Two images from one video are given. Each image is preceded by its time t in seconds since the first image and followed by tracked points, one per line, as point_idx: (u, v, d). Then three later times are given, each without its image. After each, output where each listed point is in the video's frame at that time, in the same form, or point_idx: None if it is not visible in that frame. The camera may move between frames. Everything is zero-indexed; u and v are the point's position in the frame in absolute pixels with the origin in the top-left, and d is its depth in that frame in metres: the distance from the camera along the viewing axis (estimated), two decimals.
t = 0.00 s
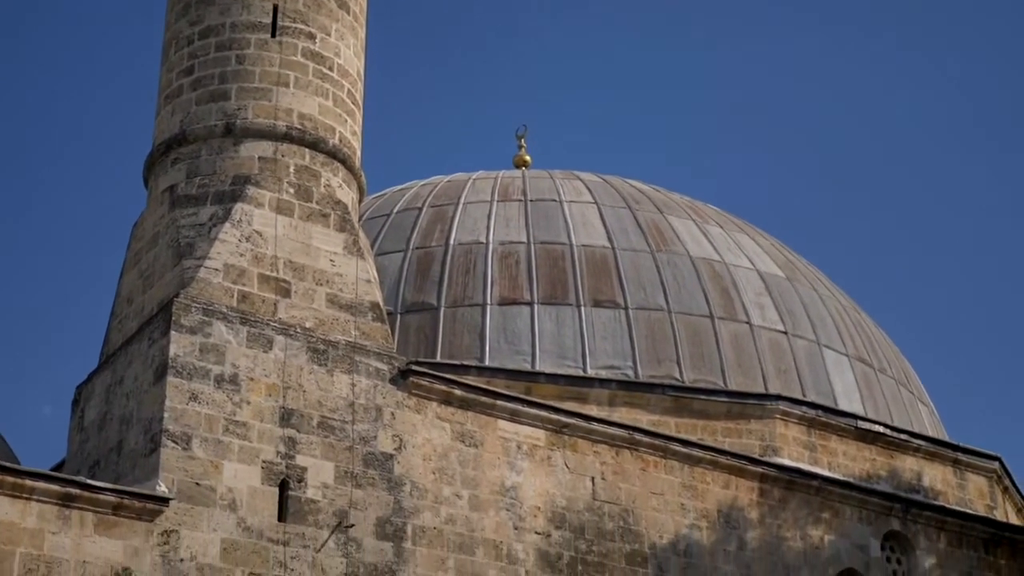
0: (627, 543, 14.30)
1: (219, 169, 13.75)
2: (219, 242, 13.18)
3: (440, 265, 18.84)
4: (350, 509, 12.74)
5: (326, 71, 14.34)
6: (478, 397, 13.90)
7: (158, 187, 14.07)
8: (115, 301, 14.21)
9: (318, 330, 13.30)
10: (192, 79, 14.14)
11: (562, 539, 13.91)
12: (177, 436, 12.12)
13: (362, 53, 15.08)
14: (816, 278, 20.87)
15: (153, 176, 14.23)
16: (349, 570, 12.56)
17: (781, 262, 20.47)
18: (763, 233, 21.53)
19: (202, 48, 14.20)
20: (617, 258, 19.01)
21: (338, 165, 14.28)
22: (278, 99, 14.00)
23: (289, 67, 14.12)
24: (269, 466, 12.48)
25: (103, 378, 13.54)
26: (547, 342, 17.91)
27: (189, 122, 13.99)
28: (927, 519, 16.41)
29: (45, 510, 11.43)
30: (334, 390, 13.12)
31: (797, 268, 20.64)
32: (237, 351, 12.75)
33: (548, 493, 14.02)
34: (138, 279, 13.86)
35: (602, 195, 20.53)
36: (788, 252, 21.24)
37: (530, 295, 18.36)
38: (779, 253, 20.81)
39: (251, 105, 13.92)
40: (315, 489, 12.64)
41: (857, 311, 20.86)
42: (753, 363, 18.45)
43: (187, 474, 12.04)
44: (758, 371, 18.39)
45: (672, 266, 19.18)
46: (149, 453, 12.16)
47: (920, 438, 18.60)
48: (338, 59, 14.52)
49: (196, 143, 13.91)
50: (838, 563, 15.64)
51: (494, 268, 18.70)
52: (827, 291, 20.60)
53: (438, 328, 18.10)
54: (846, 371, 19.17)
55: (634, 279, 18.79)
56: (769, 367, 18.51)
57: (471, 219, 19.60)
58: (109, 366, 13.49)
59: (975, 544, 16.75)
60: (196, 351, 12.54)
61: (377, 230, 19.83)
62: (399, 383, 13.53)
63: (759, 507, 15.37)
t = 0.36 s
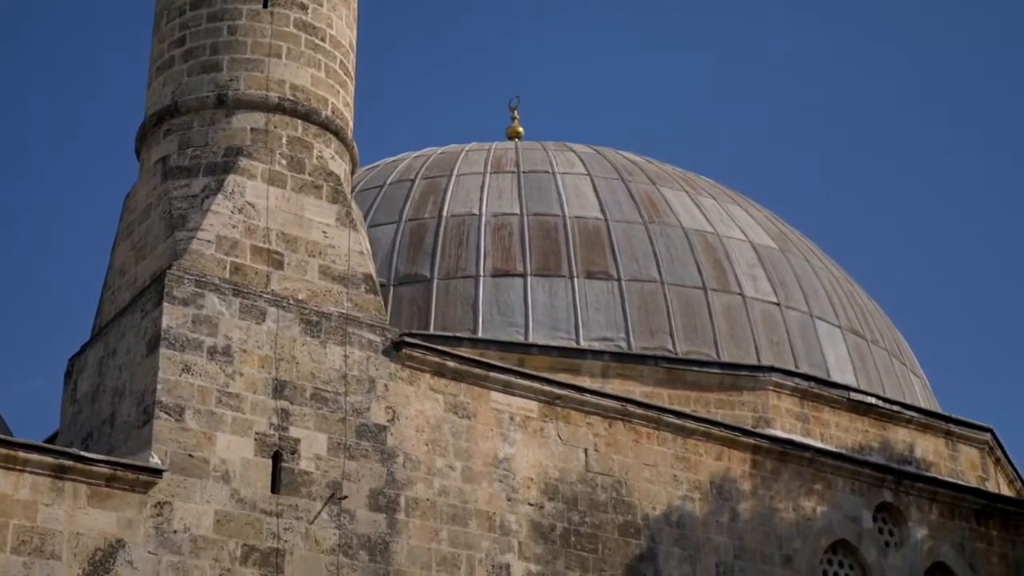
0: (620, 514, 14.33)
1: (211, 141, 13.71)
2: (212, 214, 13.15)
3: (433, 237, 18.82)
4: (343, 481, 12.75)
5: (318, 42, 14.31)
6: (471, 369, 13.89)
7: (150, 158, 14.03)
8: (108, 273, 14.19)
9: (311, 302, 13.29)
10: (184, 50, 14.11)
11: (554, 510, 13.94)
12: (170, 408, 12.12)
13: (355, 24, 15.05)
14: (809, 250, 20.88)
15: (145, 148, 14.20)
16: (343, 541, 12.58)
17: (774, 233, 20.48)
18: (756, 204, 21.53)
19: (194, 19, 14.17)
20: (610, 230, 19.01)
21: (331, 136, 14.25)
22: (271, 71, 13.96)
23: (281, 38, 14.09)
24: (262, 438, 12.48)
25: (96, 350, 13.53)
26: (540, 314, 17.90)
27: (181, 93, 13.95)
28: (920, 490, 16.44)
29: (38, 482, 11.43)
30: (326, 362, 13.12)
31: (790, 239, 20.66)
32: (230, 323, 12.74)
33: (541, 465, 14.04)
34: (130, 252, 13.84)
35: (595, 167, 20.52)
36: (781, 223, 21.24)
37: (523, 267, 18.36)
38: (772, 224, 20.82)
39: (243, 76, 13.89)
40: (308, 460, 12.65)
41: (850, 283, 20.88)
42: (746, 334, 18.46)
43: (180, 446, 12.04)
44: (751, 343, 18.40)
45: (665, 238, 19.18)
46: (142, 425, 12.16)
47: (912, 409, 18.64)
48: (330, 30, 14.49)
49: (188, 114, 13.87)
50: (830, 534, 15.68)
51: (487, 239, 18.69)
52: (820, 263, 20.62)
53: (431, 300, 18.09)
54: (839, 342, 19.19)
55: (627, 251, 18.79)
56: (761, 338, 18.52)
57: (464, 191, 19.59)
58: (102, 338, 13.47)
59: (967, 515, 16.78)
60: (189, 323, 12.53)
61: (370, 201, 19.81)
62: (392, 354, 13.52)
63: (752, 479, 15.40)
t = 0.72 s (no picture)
0: (614, 483, 14.36)
1: (204, 110, 13.68)
2: (205, 184, 13.13)
3: (427, 207, 18.82)
4: (337, 450, 12.76)
5: (311, 11, 14.31)
6: (465, 338, 13.89)
7: (143, 128, 14.00)
8: (101, 242, 14.18)
9: (305, 272, 13.28)
10: (176, 20, 14.09)
11: (549, 479, 13.97)
12: (164, 377, 12.13)
13: None
14: (803, 219, 20.89)
15: (138, 117, 14.17)
16: (337, 510, 12.59)
17: (768, 203, 20.49)
18: (750, 174, 21.53)
19: None
20: (604, 200, 19.00)
21: (324, 106, 14.22)
22: (263, 40, 13.95)
23: (273, 8, 14.09)
24: (256, 407, 12.49)
25: (89, 320, 13.53)
26: (534, 284, 17.91)
27: (174, 63, 13.93)
28: (913, 459, 16.48)
29: (33, 452, 11.44)
30: (320, 332, 13.12)
31: (785, 209, 20.66)
32: (224, 292, 12.73)
33: (535, 434, 14.07)
34: (123, 221, 13.82)
35: (589, 136, 20.51)
36: (775, 193, 21.25)
37: (517, 237, 18.35)
38: (766, 194, 20.83)
39: (236, 45, 13.87)
40: (303, 430, 12.66)
41: (845, 253, 20.89)
42: (741, 304, 18.46)
43: (174, 415, 12.06)
44: (745, 313, 18.40)
45: (659, 207, 19.18)
46: (136, 394, 12.17)
47: (906, 378, 18.67)
48: None
49: (181, 83, 13.85)
50: (824, 503, 15.71)
51: (481, 209, 18.69)
52: (814, 232, 20.63)
53: (425, 270, 18.09)
54: (833, 312, 19.20)
55: (621, 220, 18.79)
56: (756, 308, 18.53)
57: (458, 160, 19.57)
58: (96, 308, 13.47)
59: (960, 483, 16.82)
60: (183, 293, 12.52)
61: (363, 171, 19.80)
62: (387, 324, 13.52)
63: (746, 448, 15.43)
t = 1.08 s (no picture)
0: (608, 451, 14.38)
1: (197, 78, 13.64)
2: (198, 152, 13.10)
3: (421, 175, 18.80)
4: (332, 419, 12.77)
5: None
6: (459, 306, 13.88)
7: (136, 96, 13.96)
8: (95, 211, 14.15)
9: (299, 240, 13.26)
10: None
11: (543, 447, 13.99)
12: (158, 346, 12.12)
13: None
14: (797, 187, 20.88)
15: (131, 86, 14.13)
16: (332, 478, 12.61)
17: (762, 171, 20.49)
18: (745, 142, 21.51)
19: None
20: (598, 168, 18.99)
21: (318, 74, 14.19)
22: (256, 8, 13.94)
23: None
24: (251, 375, 12.49)
25: (83, 289, 13.51)
26: (528, 252, 17.89)
27: (167, 31, 13.90)
28: (907, 427, 16.52)
29: (28, 421, 11.43)
30: (315, 300, 13.11)
31: (779, 177, 20.66)
32: (218, 261, 12.71)
33: (529, 402, 14.08)
34: (117, 189, 13.80)
35: (583, 104, 20.47)
36: (770, 161, 21.24)
37: (511, 205, 18.34)
38: (760, 162, 20.82)
39: (228, 13, 13.86)
40: (297, 398, 12.68)
41: (839, 221, 20.89)
42: (735, 272, 18.46)
43: (169, 383, 12.06)
44: (739, 281, 18.40)
45: (654, 175, 19.17)
46: (130, 363, 12.16)
47: (900, 346, 18.69)
48: None
49: (174, 52, 13.82)
50: (818, 470, 15.74)
51: (475, 177, 18.67)
52: (808, 200, 20.63)
53: (419, 238, 18.07)
54: (827, 280, 19.21)
55: (615, 189, 18.77)
56: (750, 276, 18.53)
57: (451, 128, 19.54)
58: (89, 277, 13.45)
59: (954, 451, 16.86)
60: (176, 262, 12.50)
61: (357, 140, 19.77)
62: (381, 293, 13.52)
63: (740, 416, 15.45)
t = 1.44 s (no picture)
0: (601, 418, 14.40)
1: (189, 46, 13.60)
2: (190, 119, 13.06)
3: (414, 142, 18.77)
4: (325, 387, 12.78)
5: None
6: (452, 274, 13.88)
7: (128, 63, 13.92)
8: (87, 179, 14.12)
9: (291, 208, 13.24)
10: None
11: (536, 415, 14.00)
12: (151, 314, 12.11)
13: None
14: (790, 155, 20.87)
15: (122, 53, 14.08)
16: (325, 446, 12.62)
17: (755, 138, 20.47)
18: (738, 109, 21.48)
19: None
20: (591, 135, 18.96)
21: (310, 41, 14.16)
22: None
23: None
24: (243, 343, 12.49)
25: (75, 256, 13.49)
26: (521, 220, 17.87)
27: None
28: (900, 394, 16.55)
29: (21, 388, 11.43)
30: (307, 268, 13.09)
31: (772, 145, 20.65)
32: (210, 229, 12.69)
33: (522, 370, 14.09)
34: (108, 157, 13.76)
35: (576, 71, 20.43)
36: (763, 128, 21.22)
37: (504, 173, 18.32)
38: (754, 130, 20.80)
39: None
40: (290, 366, 12.68)
41: (832, 189, 20.89)
42: (728, 240, 18.46)
43: (162, 351, 12.05)
44: (732, 249, 18.40)
45: (647, 143, 19.15)
46: (123, 330, 12.16)
47: (893, 314, 18.71)
48: None
49: (165, 19, 13.80)
50: (810, 438, 15.77)
51: (468, 145, 18.64)
52: (801, 168, 20.62)
53: (412, 205, 18.05)
54: (820, 248, 19.21)
55: (608, 156, 18.75)
56: (742, 244, 18.52)
57: (444, 96, 19.50)
58: (82, 245, 13.43)
59: (946, 418, 16.90)
60: (169, 230, 12.48)
61: (349, 107, 19.74)
62: (374, 260, 13.50)
63: (733, 383, 15.47)
